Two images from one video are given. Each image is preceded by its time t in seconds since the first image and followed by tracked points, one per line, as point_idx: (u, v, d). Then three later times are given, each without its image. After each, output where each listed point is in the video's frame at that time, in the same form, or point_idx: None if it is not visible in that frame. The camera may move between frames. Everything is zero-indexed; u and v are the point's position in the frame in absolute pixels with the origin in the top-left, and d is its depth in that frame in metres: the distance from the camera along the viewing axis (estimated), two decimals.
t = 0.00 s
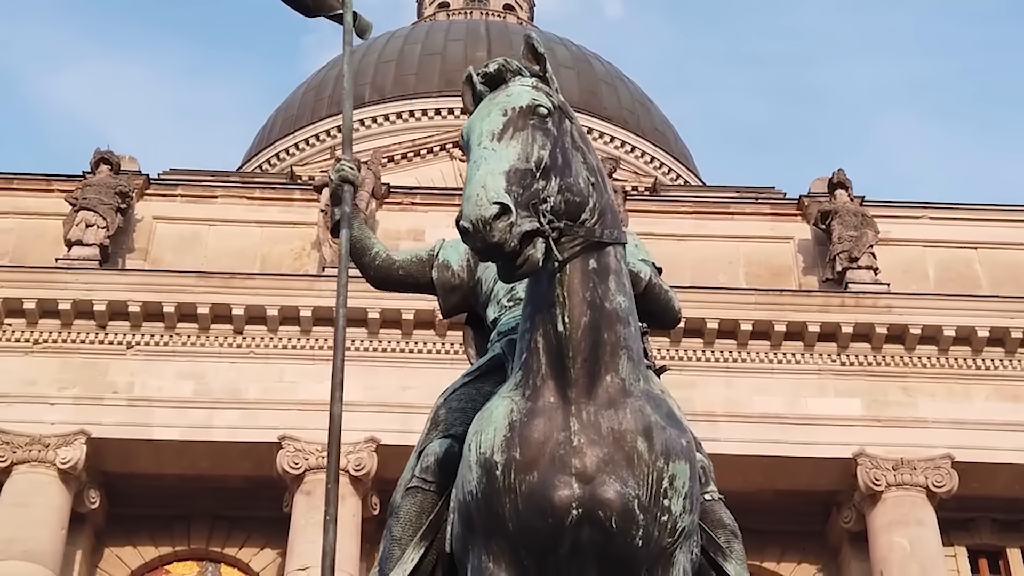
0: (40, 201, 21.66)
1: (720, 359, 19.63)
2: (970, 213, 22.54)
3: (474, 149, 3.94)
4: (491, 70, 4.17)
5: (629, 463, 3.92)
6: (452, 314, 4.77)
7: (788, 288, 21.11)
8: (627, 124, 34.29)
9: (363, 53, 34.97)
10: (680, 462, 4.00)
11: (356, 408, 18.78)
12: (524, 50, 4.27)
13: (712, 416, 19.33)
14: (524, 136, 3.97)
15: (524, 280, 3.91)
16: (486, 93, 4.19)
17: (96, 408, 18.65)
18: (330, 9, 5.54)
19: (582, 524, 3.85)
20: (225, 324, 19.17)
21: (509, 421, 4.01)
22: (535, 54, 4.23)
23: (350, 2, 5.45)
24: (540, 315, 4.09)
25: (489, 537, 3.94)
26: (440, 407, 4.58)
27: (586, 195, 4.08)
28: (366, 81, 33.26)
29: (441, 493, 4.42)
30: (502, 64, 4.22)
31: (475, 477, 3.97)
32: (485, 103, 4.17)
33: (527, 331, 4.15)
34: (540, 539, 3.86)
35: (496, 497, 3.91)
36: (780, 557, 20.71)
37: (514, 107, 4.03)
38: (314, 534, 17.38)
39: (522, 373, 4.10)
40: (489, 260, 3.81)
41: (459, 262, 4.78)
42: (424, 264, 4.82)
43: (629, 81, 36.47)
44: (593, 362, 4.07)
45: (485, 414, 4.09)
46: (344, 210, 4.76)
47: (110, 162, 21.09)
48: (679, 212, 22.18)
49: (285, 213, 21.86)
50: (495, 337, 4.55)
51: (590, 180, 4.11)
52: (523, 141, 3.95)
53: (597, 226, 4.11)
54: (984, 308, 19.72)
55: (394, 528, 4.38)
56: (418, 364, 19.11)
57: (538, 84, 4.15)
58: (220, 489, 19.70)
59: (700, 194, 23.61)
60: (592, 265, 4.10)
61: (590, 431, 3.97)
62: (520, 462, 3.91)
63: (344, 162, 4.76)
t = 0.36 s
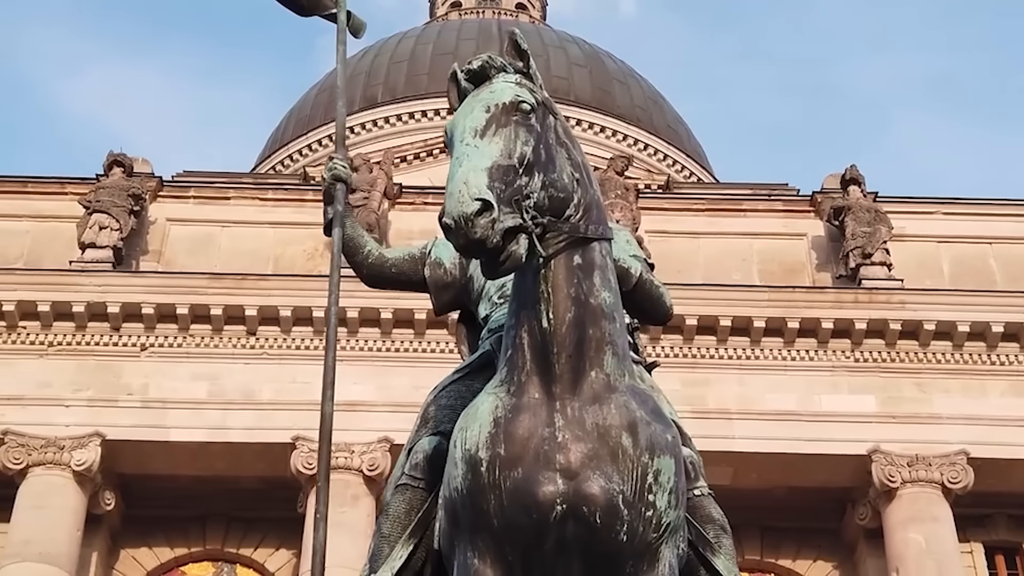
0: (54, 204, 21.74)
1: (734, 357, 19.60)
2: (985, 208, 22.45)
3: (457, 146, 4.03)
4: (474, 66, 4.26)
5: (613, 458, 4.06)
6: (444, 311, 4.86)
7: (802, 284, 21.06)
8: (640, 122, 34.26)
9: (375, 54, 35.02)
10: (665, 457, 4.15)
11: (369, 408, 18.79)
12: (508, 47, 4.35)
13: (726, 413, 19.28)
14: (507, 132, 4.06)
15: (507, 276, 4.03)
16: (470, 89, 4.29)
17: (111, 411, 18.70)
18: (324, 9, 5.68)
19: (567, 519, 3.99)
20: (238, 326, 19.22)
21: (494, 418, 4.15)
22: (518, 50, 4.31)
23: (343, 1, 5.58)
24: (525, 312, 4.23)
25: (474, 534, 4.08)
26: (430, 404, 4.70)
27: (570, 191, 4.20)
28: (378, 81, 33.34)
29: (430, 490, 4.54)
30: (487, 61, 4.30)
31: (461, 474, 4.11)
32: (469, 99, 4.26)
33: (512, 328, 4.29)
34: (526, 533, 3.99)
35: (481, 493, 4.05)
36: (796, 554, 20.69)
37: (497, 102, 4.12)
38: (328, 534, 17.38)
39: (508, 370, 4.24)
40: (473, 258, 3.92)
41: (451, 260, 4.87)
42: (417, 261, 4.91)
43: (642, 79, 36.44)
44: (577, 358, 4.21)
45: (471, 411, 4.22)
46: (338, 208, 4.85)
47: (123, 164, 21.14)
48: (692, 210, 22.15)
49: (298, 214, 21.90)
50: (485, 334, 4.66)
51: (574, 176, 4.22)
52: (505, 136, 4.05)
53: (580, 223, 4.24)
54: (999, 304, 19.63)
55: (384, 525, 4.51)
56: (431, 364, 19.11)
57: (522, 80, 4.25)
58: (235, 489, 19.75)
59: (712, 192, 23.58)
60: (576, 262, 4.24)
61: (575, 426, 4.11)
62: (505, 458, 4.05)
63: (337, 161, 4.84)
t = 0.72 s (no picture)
0: (69, 208, 21.81)
1: (748, 355, 19.57)
2: (999, 204, 22.36)
3: (444, 146, 4.21)
4: (463, 68, 4.44)
5: (602, 459, 4.20)
6: (440, 312, 4.91)
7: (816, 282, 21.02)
8: (654, 121, 34.23)
9: (388, 56, 35.08)
10: (654, 457, 4.28)
11: (383, 409, 18.79)
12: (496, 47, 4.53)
13: (740, 412, 19.24)
14: (494, 133, 4.24)
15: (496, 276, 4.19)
16: (459, 90, 4.46)
17: (126, 413, 18.74)
18: (321, 11, 5.87)
19: (556, 519, 4.12)
20: (252, 327, 19.25)
21: (483, 418, 4.29)
22: (506, 51, 4.49)
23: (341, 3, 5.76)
24: (514, 313, 4.39)
25: (464, 535, 4.21)
26: (423, 406, 4.78)
27: (558, 191, 4.37)
28: (392, 82, 33.45)
29: (421, 491, 4.62)
30: (475, 63, 4.48)
31: (450, 475, 4.24)
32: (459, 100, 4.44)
33: (501, 329, 4.44)
34: (513, 534, 4.13)
35: (470, 495, 4.19)
36: (811, 553, 20.72)
37: (485, 104, 4.29)
38: (343, 536, 17.40)
39: (497, 370, 4.39)
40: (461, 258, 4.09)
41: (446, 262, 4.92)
42: (413, 262, 4.96)
43: (655, 78, 36.42)
44: (565, 359, 4.36)
45: (461, 411, 4.37)
46: (333, 210, 4.90)
47: (138, 167, 21.19)
48: (706, 208, 22.11)
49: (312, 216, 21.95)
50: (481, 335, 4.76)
51: (561, 176, 4.40)
52: (492, 137, 4.22)
53: (568, 222, 4.41)
54: (1013, 300, 19.55)
55: (376, 527, 4.58)
56: (445, 364, 19.12)
57: (509, 81, 4.42)
58: (250, 491, 19.81)
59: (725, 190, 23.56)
60: (565, 262, 4.40)
61: (563, 426, 4.26)
62: (493, 459, 4.19)
63: (333, 164, 4.90)
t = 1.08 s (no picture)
0: (78, 211, 21.87)
1: (757, 354, 19.54)
2: (1009, 202, 22.30)
3: (425, 151, 4.23)
4: (445, 73, 4.50)
5: (583, 464, 4.26)
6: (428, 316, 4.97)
7: (824, 281, 20.98)
8: (663, 120, 34.20)
9: (397, 57, 35.14)
10: (635, 462, 4.34)
11: (392, 411, 18.81)
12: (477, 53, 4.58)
13: (749, 412, 19.22)
14: (475, 137, 4.27)
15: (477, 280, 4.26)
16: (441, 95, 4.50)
17: (135, 416, 18.77)
18: (314, 16, 6.02)
19: (537, 524, 4.18)
20: (260, 330, 19.26)
21: (464, 423, 4.36)
22: (487, 56, 4.55)
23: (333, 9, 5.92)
24: (497, 318, 4.45)
25: (446, 540, 4.29)
26: (410, 410, 4.86)
27: (540, 196, 4.44)
28: (400, 84, 33.50)
29: (407, 496, 4.70)
30: (457, 68, 4.53)
31: (433, 480, 4.31)
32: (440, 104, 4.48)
33: (485, 334, 4.51)
34: (495, 539, 4.20)
35: (452, 500, 4.26)
36: (821, 552, 20.69)
37: (466, 109, 4.33)
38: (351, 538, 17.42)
39: (480, 375, 4.46)
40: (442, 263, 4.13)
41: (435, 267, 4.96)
42: (401, 267, 4.97)
43: (664, 77, 36.40)
44: (547, 364, 4.41)
45: (444, 416, 4.43)
46: (322, 215, 5.06)
47: (146, 171, 21.22)
48: (714, 208, 22.09)
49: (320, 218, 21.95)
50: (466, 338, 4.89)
51: (541, 181, 4.46)
52: (473, 142, 4.25)
53: (551, 228, 4.47)
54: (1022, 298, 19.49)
55: (362, 531, 4.67)
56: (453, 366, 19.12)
57: (491, 87, 4.47)
58: (260, 493, 19.84)
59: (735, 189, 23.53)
60: (547, 266, 4.45)
61: (545, 431, 4.31)
62: (474, 464, 4.25)
63: (322, 169, 5.08)
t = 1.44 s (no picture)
0: (90, 215, 21.93)
1: (768, 354, 19.49)
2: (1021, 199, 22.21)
3: (403, 156, 4.29)
4: (424, 78, 4.53)
5: (563, 468, 4.33)
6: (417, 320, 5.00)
7: (835, 279, 20.93)
8: (675, 119, 34.17)
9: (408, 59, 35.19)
10: (615, 466, 4.41)
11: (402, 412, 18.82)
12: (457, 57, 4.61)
13: (760, 411, 19.18)
14: (453, 143, 4.33)
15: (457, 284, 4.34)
16: (421, 100, 4.54)
17: (147, 419, 18.83)
18: (304, 22, 6.17)
19: (517, 529, 4.26)
20: (271, 332, 19.30)
21: (445, 428, 4.43)
22: (466, 61, 4.58)
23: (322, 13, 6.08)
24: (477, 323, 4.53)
25: (427, 545, 4.37)
26: (395, 415, 4.91)
27: (520, 201, 4.50)
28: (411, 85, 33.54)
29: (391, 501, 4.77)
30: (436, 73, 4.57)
31: (414, 485, 4.38)
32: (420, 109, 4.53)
33: (466, 339, 4.58)
34: (475, 543, 4.27)
35: (432, 505, 4.33)
36: (835, 551, 20.64)
37: (444, 114, 4.38)
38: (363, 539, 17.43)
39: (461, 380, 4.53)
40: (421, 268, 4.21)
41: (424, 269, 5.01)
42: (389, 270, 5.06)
43: (675, 76, 36.37)
44: (527, 368, 4.48)
45: (426, 421, 4.50)
46: (312, 220, 5.09)
47: (157, 174, 21.25)
48: (724, 207, 22.06)
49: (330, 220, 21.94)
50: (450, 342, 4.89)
51: (522, 186, 4.51)
52: (452, 148, 4.31)
53: (531, 233, 4.54)
54: None
55: (347, 537, 4.73)
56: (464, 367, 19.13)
57: (470, 91, 4.52)
58: (272, 496, 19.88)
59: (746, 188, 23.49)
60: (527, 271, 4.53)
61: (524, 436, 4.39)
62: (454, 469, 4.32)
63: (311, 175, 5.11)
